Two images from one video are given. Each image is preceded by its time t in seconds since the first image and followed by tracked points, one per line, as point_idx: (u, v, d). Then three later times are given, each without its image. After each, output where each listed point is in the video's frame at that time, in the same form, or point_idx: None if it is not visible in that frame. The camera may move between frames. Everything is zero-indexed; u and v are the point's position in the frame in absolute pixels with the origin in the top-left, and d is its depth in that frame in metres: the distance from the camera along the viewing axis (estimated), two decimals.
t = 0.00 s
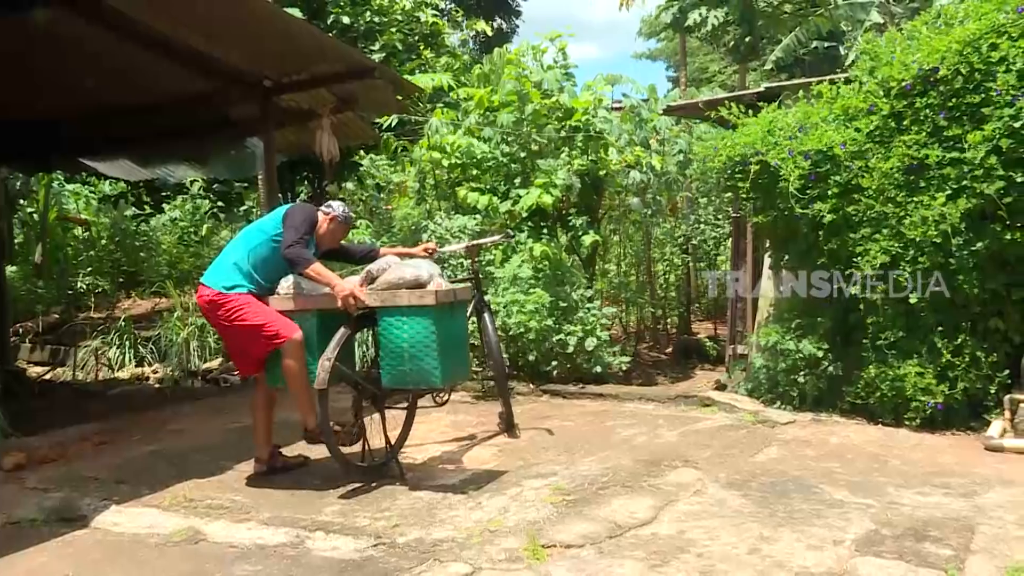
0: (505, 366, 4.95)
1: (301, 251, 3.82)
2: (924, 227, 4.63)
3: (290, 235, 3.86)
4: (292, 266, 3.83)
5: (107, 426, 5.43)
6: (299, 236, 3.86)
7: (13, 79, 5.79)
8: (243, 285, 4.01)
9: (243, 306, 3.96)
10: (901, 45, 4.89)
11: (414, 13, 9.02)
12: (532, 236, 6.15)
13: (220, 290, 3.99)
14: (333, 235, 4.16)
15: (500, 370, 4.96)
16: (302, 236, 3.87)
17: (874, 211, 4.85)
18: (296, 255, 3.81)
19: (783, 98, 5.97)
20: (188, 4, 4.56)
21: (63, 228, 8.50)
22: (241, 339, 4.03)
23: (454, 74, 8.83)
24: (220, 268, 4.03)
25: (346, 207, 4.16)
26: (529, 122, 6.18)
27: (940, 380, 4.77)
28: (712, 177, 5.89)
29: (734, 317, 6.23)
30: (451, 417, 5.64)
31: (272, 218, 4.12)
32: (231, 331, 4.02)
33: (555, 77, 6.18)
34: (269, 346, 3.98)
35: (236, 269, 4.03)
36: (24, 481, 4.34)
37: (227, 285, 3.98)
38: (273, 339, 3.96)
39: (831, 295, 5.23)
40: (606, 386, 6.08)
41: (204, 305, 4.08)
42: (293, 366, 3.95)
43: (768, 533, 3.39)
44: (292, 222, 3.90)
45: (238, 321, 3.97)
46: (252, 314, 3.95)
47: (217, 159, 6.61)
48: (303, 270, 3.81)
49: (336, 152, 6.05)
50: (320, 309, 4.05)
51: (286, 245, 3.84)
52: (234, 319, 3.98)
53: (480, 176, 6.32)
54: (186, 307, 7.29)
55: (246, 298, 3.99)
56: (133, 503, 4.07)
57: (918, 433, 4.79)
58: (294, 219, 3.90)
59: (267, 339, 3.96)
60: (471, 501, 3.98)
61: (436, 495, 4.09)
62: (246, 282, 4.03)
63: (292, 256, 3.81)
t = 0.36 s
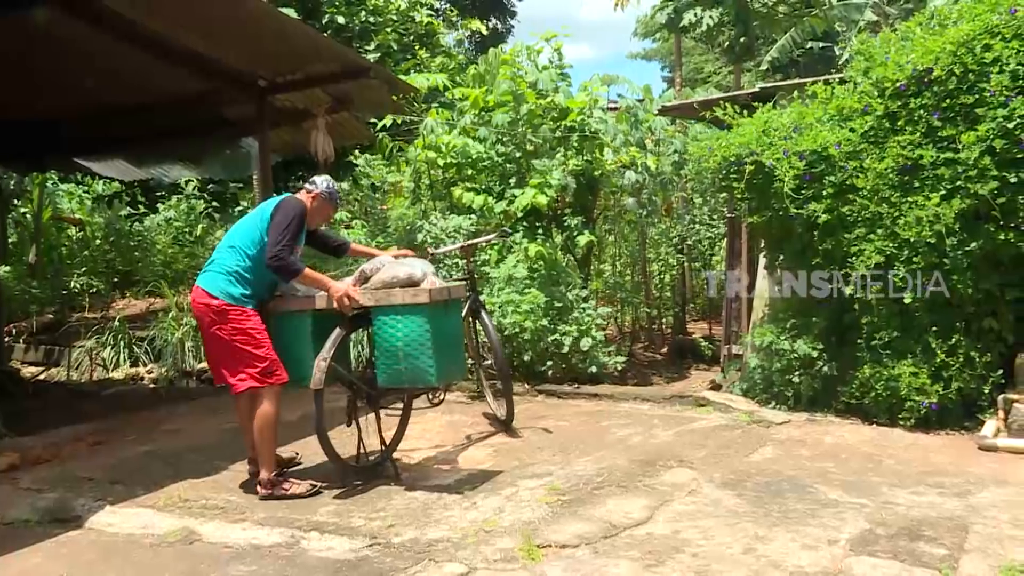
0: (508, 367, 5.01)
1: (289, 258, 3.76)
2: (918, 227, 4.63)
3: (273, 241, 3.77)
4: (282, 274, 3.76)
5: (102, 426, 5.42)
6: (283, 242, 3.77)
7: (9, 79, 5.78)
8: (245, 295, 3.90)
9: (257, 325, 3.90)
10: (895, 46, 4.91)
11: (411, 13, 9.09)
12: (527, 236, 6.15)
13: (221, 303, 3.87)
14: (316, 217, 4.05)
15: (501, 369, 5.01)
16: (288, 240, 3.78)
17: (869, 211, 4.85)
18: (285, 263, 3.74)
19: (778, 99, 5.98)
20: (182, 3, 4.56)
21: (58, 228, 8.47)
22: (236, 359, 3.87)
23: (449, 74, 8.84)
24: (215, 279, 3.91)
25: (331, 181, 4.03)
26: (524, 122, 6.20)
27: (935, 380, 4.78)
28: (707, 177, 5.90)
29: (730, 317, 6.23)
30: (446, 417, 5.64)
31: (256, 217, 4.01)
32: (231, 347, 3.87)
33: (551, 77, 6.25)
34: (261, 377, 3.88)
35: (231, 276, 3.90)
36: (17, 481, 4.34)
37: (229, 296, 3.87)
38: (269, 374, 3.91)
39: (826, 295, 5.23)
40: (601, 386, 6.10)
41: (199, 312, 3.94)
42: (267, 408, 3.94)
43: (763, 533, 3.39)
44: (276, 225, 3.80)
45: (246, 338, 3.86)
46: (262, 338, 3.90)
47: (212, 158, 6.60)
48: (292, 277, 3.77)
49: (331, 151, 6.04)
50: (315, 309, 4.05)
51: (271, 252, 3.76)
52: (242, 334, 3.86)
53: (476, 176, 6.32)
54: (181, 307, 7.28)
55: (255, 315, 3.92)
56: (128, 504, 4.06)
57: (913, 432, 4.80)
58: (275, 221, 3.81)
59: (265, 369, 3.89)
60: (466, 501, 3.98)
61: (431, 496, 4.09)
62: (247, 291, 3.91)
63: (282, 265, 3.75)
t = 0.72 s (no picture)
0: (508, 370, 5.01)
1: (273, 259, 3.81)
2: (918, 227, 4.63)
3: (255, 244, 3.79)
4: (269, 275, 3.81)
5: (102, 426, 5.42)
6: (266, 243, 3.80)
7: (8, 79, 5.77)
8: (228, 297, 3.93)
9: (240, 330, 3.91)
10: (895, 46, 4.91)
11: (410, 12, 9.09)
12: (527, 236, 6.15)
13: (207, 306, 3.91)
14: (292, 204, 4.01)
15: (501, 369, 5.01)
16: (267, 241, 3.81)
17: (868, 210, 4.85)
18: (271, 265, 3.79)
19: (778, 99, 5.98)
20: (180, 3, 4.56)
21: (58, 228, 8.46)
22: (221, 361, 3.91)
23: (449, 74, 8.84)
24: (198, 283, 3.95)
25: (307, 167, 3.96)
26: (524, 121, 6.20)
27: (934, 380, 4.78)
28: (707, 177, 5.91)
29: (729, 317, 6.23)
30: (446, 417, 5.64)
31: (224, 217, 3.99)
32: (214, 350, 3.90)
33: (550, 77, 6.22)
34: (241, 381, 3.89)
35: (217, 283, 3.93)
36: (17, 481, 4.34)
37: (213, 299, 3.91)
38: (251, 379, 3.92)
39: (826, 296, 5.23)
40: (600, 386, 6.10)
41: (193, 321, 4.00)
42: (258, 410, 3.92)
43: (762, 533, 3.39)
44: (254, 226, 3.80)
45: (229, 342, 3.89)
46: (245, 342, 3.91)
47: (212, 158, 6.58)
48: (280, 280, 3.84)
49: (331, 151, 6.04)
50: (314, 309, 4.05)
51: (254, 256, 3.78)
52: (225, 338, 3.89)
53: (476, 176, 6.32)
54: (181, 307, 7.28)
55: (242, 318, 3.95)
56: (128, 504, 4.06)
57: (912, 432, 4.80)
58: (251, 223, 3.81)
59: (246, 373, 3.90)
60: (466, 501, 3.98)
61: (431, 496, 4.08)
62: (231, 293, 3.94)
63: (268, 265, 3.79)
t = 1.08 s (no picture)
0: (510, 367, 5.00)
1: (222, 249, 3.82)
2: (918, 227, 4.63)
3: (206, 235, 3.82)
4: (218, 265, 3.83)
5: (103, 426, 5.42)
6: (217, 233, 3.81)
7: (8, 79, 5.78)
8: (199, 293, 3.91)
9: (218, 327, 3.93)
10: (895, 46, 4.91)
11: (411, 12, 9.08)
12: (527, 236, 6.15)
13: (186, 306, 3.91)
14: (263, 199, 4.06)
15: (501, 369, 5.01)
16: (221, 231, 3.83)
17: (869, 210, 4.84)
18: (219, 254, 3.81)
19: (779, 99, 5.97)
20: (179, 3, 4.56)
21: (58, 228, 8.52)
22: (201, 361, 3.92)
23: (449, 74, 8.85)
24: (175, 285, 3.95)
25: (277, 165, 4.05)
26: (524, 121, 6.20)
27: (935, 380, 4.78)
28: (707, 177, 5.91)
29: (729, 317, 6.23)
30: (446, 417, 5.64)
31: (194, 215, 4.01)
32: (195, 350, 3.93)
33: (551, 77, 6.23)
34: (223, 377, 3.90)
35: (185, 279, 3.93)
36: (17, 481, 4.34)
37: (191, 299, 3.90)
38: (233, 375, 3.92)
39: (826, 295, 5.24)
40: (600, 386, 6.11)
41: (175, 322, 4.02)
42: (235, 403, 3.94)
43: (763, 533, 3.39)
44: (209, 217, 3.84)
45: (209, 340, 3.91)
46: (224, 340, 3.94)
47: (212, 159, 6.54)
48: (226, 268, 3.86)
49: (332, 151, 6.04)
50: (315, 309, 4.05)
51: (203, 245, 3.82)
52: (204, 337, 3.91)
53: (476, 176, 6.32)
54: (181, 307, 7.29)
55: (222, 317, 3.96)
56: (129, 504, 4.06)
57: (913, 432, 4.81)
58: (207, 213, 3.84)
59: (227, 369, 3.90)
60: (466, 501, 3.98)
61: (431, 495, 4.08)
62: (209, 291, 3.92)
63: (217, 254, 3.81)
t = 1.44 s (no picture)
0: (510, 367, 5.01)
1: (215, 249, 3.84)
2: (919, 227, 4.63)
3: (200, 233, 3.82)
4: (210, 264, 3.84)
5: (103, 425, 5.42)
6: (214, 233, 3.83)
7: (9, 79, 5.79)
8: (185, 292, 3.90)
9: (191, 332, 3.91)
10: (895, 46, 4.90)
11: (411, 12, 9.07)
12: (527, 235, 6.15)
13: (168, 306, 3.89)
14: (246, 199, 4.06)
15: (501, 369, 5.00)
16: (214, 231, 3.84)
17: (869, 210, 4.84)
18: (213, 253, 3.83)
19: (779, 98, 5.97)
20: (179, 3, 4.57)
21: (57, 227, 8.53)
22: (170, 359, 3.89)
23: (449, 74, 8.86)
24: (157, 282, 3.93)
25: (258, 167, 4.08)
26: (524, 121, 6.20)
27: (935, 380, 4.78)
28: (707, 177, 5.91)
29: (729, 317, 6.24)
30: (446, 417, 5.64)
31: (179, 212, 4.00)
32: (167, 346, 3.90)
33: (551, 77, 6.23)
34: (177, 386, 3.88)
35: (172, 276, 3.91)
36: (17, 481, 4.33)
37: (175, 299, 3.89)
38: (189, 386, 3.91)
39: (826, 295, 5.24)
40: (601, 386, 6.11)
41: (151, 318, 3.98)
42: (179, 411, 4.00)
43: (763, 532, 3.39)
44: (202, 214, 3.84)
45: (179, 344, 3.89)
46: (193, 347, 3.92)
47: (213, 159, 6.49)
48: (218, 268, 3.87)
49: (333, 151, 6.03)
50: (315, 309, 4.05)
51: (197, 243, 3.82)
52: (176, 339, 3.89)
53: (476, 176, 6.32)
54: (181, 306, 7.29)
55: (200, 322, 3.94)
56: (129, 503, 4.06)
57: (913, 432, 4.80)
58: (202, 211, 3.85)
59: (183, 380, 3.89)
60: (467, 501, 3.98)
61: (431, 495, 4.08)
62: (194, 291, 3.92)
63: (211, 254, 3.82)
